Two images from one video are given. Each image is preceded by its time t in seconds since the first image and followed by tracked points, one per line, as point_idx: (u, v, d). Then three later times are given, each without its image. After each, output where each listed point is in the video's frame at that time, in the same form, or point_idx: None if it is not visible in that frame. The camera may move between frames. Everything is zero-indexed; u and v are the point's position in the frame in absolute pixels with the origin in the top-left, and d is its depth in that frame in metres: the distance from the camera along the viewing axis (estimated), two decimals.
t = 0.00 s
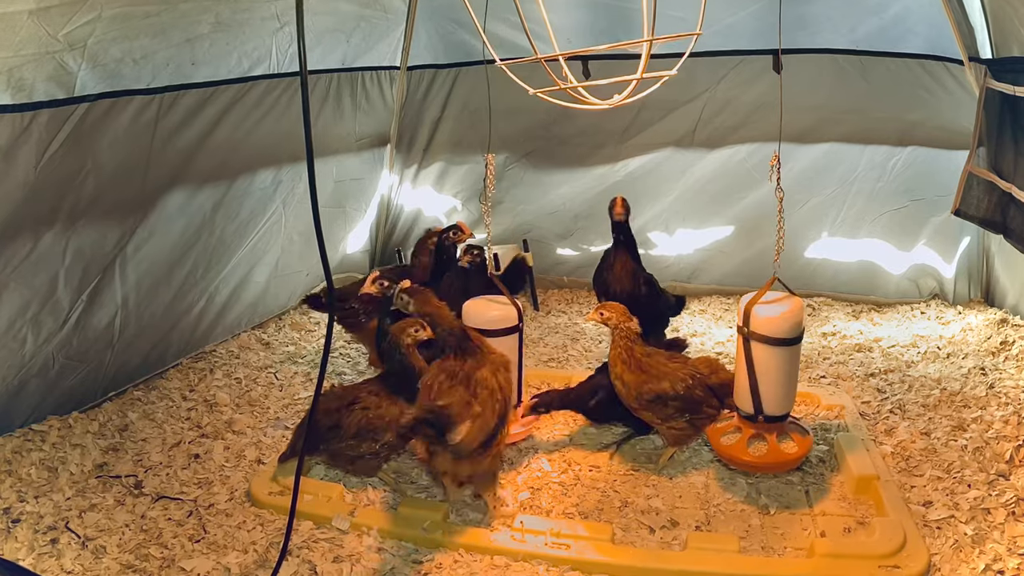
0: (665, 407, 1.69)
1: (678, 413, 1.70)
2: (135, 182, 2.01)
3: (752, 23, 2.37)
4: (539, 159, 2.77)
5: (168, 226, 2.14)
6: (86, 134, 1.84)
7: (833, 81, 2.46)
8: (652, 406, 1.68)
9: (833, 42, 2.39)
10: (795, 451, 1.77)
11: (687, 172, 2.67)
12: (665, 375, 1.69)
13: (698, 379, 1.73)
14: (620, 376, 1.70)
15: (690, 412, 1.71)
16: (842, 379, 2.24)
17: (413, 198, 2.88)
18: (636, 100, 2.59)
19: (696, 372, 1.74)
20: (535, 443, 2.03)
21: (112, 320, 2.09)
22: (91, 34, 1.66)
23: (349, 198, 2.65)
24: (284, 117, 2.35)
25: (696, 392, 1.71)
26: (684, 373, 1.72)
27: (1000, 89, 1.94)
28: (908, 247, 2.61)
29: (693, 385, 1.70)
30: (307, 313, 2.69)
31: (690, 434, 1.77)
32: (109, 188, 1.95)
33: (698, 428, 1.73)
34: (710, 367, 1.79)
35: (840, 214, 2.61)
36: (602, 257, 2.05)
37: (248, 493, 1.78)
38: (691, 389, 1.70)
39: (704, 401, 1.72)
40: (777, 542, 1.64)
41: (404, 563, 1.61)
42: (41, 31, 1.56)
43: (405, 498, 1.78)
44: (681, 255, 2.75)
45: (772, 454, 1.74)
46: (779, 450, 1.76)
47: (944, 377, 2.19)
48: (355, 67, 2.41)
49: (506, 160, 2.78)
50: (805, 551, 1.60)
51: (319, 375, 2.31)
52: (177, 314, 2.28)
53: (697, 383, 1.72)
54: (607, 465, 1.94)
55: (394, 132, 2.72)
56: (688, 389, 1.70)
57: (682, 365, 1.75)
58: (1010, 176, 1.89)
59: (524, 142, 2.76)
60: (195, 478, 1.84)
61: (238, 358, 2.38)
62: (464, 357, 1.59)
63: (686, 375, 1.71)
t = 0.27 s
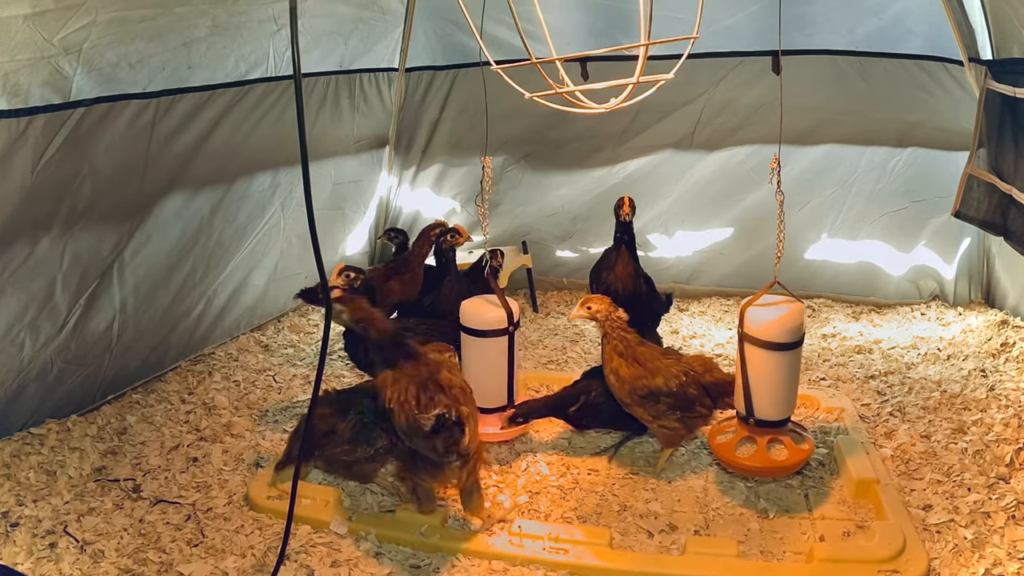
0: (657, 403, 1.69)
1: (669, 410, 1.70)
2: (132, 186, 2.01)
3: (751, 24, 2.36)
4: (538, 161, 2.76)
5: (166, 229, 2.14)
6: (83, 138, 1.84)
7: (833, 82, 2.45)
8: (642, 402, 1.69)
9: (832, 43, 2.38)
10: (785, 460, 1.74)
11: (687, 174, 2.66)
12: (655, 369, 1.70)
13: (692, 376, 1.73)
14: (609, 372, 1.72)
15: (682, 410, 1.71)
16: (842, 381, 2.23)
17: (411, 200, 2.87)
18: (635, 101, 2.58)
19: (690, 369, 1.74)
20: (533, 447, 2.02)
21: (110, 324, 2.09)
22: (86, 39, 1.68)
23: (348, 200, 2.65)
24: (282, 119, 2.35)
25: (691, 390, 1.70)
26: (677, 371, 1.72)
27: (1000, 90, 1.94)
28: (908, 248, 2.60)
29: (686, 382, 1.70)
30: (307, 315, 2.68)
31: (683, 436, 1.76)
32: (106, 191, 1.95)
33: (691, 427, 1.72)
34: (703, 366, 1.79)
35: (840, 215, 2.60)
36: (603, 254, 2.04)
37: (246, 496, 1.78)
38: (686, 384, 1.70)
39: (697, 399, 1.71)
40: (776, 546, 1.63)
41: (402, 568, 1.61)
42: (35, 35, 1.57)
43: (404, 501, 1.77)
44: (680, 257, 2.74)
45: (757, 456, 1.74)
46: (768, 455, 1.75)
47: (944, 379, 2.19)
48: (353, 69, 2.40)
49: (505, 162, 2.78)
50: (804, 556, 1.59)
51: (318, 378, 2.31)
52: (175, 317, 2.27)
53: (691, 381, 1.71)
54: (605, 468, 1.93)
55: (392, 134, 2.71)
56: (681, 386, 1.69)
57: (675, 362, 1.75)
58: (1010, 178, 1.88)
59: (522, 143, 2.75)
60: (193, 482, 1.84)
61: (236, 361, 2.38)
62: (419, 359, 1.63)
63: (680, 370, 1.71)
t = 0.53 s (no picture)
0: (654, 406, 1.70)
1: (667, 411, 1.70)
2: (133, 187, 2.01)
3: (752, 24, 2.36)
4: (539, 161, 2.77)
5: (168, 230, 2.14)
6: (85, 139, 1.84)
7: (835, 82, 2.45)
8: (641, 405, 1.70)
9: (834, 43, 2.39)
10: (774, 463, 1.75)
11: (689, 174, 2.66)
12: (652, 371, 1.71)
13: (689, 375, 1.74)
14: (605, 372, 1.73)
15: (681, 410, 1.71)
16: (843, 381, 2.23)
17: (413, 200, 2.87)
18: (636, 102, 2.58)
19: (687, 368, 1.75)
20: (534, 446, 2.03)
21: (113, 325, 2.09)
22: (89, 40, 1.69)
23: (349, 200, 2.65)
24: (285, 119, 2.35)
25: (689, 390, 1.71)
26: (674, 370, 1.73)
27: (1001, 91, 1.94)
28: (910, 248, 2.60)
29: (683, 381, 1.71)
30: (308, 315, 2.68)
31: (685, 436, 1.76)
32: (108, 192, 1.95)
33: (690, 427, 1.72)
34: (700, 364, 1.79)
35: (842, 215, 2.60)
36: (607, 255, 2.04)
37: (249, 497, 1.78)
38: (683, 385, 1.71)
39: (696, 398, 1.71)
40: (778, 546, 1.64)
41: (405, 568, 1.61)
42: (39, 36, 1.59)
43: (407, 502, 1.77)
44: (682, 257, 2.74)
45: (747, 453, 1.76)
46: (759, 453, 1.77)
47: (945, 379, 2.19)
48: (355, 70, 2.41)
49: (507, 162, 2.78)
50: (806, 556, 1.60)
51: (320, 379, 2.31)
52: (177, 318, 2.28)
53: (689, 380, 1.72)
54: (608, 469, 1.93)
55: (394, 134, 2.71)
56: (679, 385, 1.70)
57: (671, 362, 1.75)
58: (1012, 177, 1.89)
59: (524, 144, 2.75)
60: (196, 482, 1.84)
61: (238, 361, 2.38)
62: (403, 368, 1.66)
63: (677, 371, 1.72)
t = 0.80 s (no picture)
0: (648, 416, 1.70)
1: (664, 417, 1.70)
2: (133, 186, 2.02)
3: (751, 22, 2.36)
4: (539, 159, 2.77)
5: (168, 228, 2.14)
6: (86, 137, 1.85)
7: (834, 80, 2.45)
8: (636, 419, 1.70)
9: (833, 41, 2.39)
10: (762, 456, 1.76)
11: (688, 172, 2.66)
12: (635, 384, 1.70)
13: (676, 376, 1.71)
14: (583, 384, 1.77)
15: (676, 413, 1.71)
16: (843, 379, 2.23)
17: (413, 199, 2.88)
18: (635, 100, 2.59)
19: (674, 371, 1.71)
20: (534, 444, 2.03)
21: (113, 323, 2.10)
22: (89, 39, 1.70)
23: (348, 198, 2.65)
24: (284, 117, 2.34)
25: (678, 392, 1.70)
26: (658, 374, 1.71)
27: (1000, 88, 1.94)
28: (910, 245, 2.60)
29: (670, 386, 1.69)
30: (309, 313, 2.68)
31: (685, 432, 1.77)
32: (108, 190, 1.96)
33: (688, 427, 1.73)
34: (688, 363, 1.74)
35: (841, 213, 2.61)
36: (606, 255, 2.02)
37: (249, 495, 1.78)
38: (671, 390, 1.69)
39: (686, 399, 1.70)
40: (777, 543, 1.64)
41: (404, 565, 1.61)
42: (39, 35, 1.60)
43: (407, 500, 1.77)
44: (682, 254, 2.75)
45: (733, 445, 1.78)
46: (746, 446, 1.78)
47: (945, 377, 2.19)
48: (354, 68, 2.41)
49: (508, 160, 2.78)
50: (805, 553, 1.60)
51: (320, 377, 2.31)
52: (177, 316, 2.28)
53: (675, 381, 1.70)
54: (607, 466, 1.94)
55: (395, 132, 2.72)
56: (665, 391, 1.69)
57: (656, 367, 1.73)
58: (1011, 175, 1.89)
59: (524, 142, 2.75)
60: (196, 480, 1.85)
61: (239, 359, 2.38)
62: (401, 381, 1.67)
63: (660, 376, 1.70)
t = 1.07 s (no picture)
0: (645, 415, 1.70)
1: (661, 417, 1.69)
2: (135, 184, 2.02)
3: (752, 21, 2.37)
4: (540, 158, 2.77)
5: (169, 228, 2.14)
6: (88, 136, 1.86)
7: (835, 79, 2.45)
8: (633, 417, 1.70)
9: (834, 40, 2.39)
10: (758, 454, 1.74)
11: (689, 170, 2.66)
12: (632, 381, 1.71)
13: (674, 376, 1.71)
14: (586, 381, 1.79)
15: (674, 413, 1.70)
16: (845, 378, 2.24)
17: (415, 198, 2.88)
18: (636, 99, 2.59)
19: (672, 371, 1.72)
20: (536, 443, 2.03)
21: (114, 322, 2.09)
22: (90, 39, 1.70)
23: (351, 197, 2.63)
24: (286, 116, 2.34)
25: (675, 391, 1.69)
26: (656, 374, 1.72)
27: (1002, 86, 1.94)
28: (911, 244, 2.60)
29: (668, 385, 1.69)
30: (310, 313, 2.68)
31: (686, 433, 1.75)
32: (109, 189, 1.96)
33: (687, 427, 1.71)
34: (688, 363, 1.75)
35: (843, 212, 2.61)
36: (608, 255, 2.03)
37: (251, 495, 1.78)
38: (668, 389, 1.69)
39: (685, 399, 1.70)
40: (779, 541, 1.64)
41: (407, 564, 1.61)
42: (40, 35, 1.60)
43: (409, 499, 1.78)
44: (683, 253, 2.75)
45: (730, 440, 1.77)
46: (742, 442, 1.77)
47: (947, 375, 2.19)
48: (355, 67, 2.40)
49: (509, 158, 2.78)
50: (807, 551, 1.60)
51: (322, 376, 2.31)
52: (178, 315, 2.28)
53: (672, 380, 1.70)
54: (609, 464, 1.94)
55: (396, 131, 2.72)
56: (663, 390, 1.69)
57: (657, 367, 1.74)
58: (1012, 173, 1.89)
59: (525, 141, 2.76)
60: (198, 479, 1.85)
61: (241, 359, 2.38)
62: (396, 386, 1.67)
63: (659, 375, 1.70)
